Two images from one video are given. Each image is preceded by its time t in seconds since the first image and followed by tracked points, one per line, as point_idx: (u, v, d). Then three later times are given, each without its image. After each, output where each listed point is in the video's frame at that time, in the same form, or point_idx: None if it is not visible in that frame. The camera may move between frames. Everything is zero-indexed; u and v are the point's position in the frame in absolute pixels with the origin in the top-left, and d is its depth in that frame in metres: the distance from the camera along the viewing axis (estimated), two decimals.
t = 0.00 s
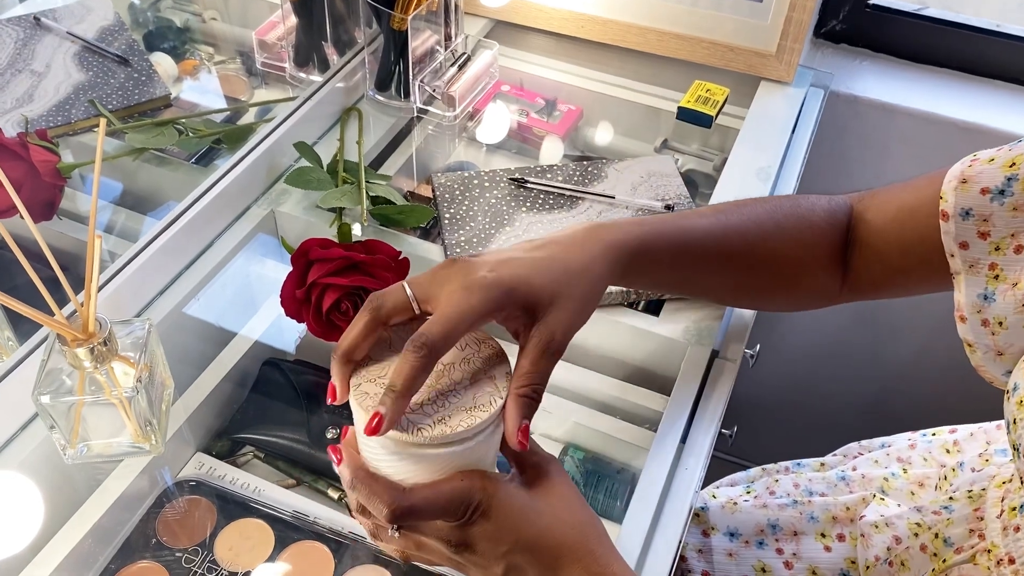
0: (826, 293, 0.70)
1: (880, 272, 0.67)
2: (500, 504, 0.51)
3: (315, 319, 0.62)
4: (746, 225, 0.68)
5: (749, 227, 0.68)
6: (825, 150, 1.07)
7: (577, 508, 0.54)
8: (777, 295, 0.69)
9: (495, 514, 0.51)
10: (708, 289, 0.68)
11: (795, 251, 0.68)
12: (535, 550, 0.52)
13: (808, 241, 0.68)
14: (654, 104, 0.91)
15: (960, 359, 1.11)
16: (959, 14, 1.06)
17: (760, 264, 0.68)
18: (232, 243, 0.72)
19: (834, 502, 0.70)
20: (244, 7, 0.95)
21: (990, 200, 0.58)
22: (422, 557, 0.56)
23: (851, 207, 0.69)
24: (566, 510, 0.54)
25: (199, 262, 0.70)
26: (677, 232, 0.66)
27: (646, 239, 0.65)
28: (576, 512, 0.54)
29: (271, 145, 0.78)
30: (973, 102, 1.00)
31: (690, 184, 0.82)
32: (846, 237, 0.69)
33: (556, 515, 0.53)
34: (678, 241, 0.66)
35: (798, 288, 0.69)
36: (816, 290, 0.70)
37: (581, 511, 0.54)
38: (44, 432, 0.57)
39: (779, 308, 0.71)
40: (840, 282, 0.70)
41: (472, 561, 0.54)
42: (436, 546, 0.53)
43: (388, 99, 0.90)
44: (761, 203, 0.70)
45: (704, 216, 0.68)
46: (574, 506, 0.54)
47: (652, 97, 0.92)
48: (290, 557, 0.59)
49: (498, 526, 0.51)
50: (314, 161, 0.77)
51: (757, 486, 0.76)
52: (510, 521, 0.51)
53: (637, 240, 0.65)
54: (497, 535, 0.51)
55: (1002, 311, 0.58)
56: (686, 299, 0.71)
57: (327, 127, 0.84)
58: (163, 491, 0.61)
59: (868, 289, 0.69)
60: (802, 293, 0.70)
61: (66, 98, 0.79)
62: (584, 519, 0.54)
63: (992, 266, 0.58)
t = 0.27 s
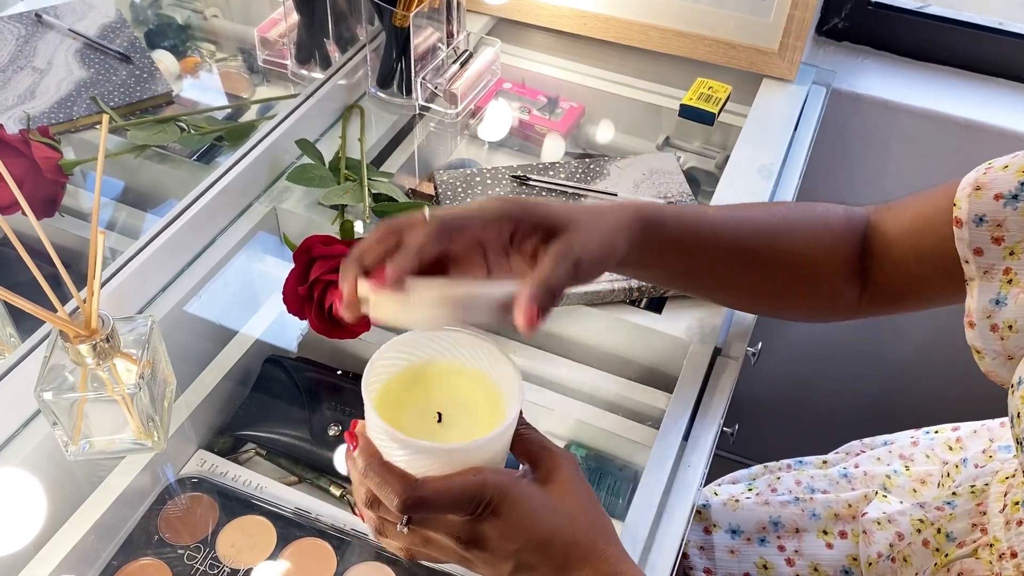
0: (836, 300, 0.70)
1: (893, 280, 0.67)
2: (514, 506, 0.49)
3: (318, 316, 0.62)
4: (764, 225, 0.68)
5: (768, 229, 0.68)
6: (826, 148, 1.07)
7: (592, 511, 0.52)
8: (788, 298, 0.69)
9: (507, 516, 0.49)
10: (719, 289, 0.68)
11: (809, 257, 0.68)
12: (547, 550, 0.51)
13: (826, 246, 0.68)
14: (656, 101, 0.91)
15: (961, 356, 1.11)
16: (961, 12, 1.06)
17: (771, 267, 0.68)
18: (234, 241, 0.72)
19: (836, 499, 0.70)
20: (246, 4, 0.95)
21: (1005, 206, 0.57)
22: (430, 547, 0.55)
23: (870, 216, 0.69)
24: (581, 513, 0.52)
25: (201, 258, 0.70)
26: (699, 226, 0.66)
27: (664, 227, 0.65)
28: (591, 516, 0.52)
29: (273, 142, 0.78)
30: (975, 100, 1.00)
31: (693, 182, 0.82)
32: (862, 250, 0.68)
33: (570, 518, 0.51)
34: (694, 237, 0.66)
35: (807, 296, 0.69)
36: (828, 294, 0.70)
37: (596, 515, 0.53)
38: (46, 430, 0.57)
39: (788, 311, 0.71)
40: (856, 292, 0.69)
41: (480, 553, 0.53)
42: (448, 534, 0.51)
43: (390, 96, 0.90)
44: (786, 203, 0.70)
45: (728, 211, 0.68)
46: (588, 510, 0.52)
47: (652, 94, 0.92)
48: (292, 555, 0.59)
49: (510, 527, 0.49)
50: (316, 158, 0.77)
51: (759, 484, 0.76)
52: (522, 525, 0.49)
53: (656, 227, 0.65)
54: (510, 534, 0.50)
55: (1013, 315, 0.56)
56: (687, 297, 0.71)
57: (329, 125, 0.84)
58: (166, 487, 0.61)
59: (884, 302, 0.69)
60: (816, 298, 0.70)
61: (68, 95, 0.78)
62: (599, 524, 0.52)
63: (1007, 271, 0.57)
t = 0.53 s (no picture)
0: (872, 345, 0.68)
1: (931, 323, 0.65)
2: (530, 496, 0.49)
3: (316, 314, 0.62)
4: (798, 257, 0.68)
5: (800, 262, 0.68)
6: (826, 146, 1.06)
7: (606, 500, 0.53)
8: (818, 336, 0.68)
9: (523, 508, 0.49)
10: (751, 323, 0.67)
11: (839, 295, 0.67)
12: (560, 544, 0.51)
13: (860, 286, 0.67)
14: (655, 100, 0.91)
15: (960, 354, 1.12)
16: (961, 10, 1.06)
17: (803, 301, 0.67)
18: (233, 239, 0.72)
19: (835, 496, 0.70)
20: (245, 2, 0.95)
21: None
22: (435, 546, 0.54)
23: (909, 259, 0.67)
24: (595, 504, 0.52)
25: (200, 255, 0.70)
26: (730, 252, 0.67)
27: (693, 246, 0.67)
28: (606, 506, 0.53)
29: (272, 140, 0.78)
30: (975, 98, 1.00)
31: (692, 180, 0.82)
32: (901, 293, 0.66)
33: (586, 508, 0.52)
34: (725, 259, 0.67)
35: (843, 339, 0.68)
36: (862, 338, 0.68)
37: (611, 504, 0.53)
38: (45, 426, 0.57)
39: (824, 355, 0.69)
40: (902, 337, 0.67)
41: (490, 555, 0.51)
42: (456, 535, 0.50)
43: (389, 95, 0.90)
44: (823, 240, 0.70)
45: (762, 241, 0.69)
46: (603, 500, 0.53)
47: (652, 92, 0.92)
48: (291, 552, 0.59)
49: (527, 521, 0.50)
50: (315, 156, 0.78)
51: (757, 481, 0.76)
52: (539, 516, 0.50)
53: (685, 246, 0.67)
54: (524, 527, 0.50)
55: None
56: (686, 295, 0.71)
57: (328, 122, 0.84)
58: (164, 485, 0.61)
59: (921, 345, 0.67)
60: (852, 341, 0.68)
61: (68, 93, 0.78)
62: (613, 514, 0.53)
63: None
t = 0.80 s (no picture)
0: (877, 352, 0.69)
1: (938, 325, 0.66)
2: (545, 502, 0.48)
3: (314, 314, 0.62)
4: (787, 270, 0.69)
5: (789, 275, 0.69)
6: (824, 147, 1.07)
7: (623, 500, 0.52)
8: (827, 346, 0.69)
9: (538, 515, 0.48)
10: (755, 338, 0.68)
11: (840, 301, 0.68)
12: (577, 547, 0.50)
13: (860, 292, 0.68)
14: (653, 100, 0.91)
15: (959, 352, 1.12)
16: (959, 11, 1.06)
17: (801, 313, 0.68)
18: (232, 239, 0.72)
19: (831, 495, 0.71)
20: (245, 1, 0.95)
21: None
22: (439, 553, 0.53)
23: (907, 261, 0.69)
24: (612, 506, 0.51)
25: (200, 255, 0.70)
26: (714, 273, 0.69)
27: (675, 276, 0.68)
28: (623, 507, 0.51)
29: (271, 140, 0.78)
30: (972, 99, 1.00)
31: (689, 180, 0.82)
32: (902, 296, 0.68)
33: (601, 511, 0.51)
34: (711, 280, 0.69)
35: (850, 349, 0.69)
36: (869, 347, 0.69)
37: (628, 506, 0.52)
38: (44, 425, 0.58)
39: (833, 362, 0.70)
40: (907, 340, 0.68)
41: (504, 560, 0.51)
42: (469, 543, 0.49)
43: (388, 95, 0.90)
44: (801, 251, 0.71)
45: (742, 261, 0.70)
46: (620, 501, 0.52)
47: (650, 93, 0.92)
48: (289, 551, 0.59)
49: (543, 528, 0.49)
50: (313, 156, 0.78)
51: (754, 480, 0.77)
52: (555, 520, 0.49)
53: (667, 276, 0.68)
54: (540, 534, 0.49)
55: None
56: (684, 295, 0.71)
57: (327, 122, 0.84)
58: (163, 484, 0.61)
59: (927, 347, 0.68)
60: (856, 349, 0.69)
61: (67, 92, 0.79)
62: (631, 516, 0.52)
63: None
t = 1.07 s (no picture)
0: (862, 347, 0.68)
1: (922, 313, 0.66)
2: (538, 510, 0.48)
3: (314, 312, 0.62)
4: (763, 276, 0.67)
5: (766, 281, 0.67)
6: (824, 145, 1.07)
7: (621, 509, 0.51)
8: (815, 348, 0.68)
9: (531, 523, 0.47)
10: (737, 350, 0.66)
11: (824, 298, 0.67)
12: (572, 555, 0.49)
13: (842, 287, 0.67)
14: (653, 98, 0.91)
15: (959, 351, 1.12)
16: (960, 10, 1.06)
17: (788, 318, 0.67)
18: (230, 236, 0.72)
19: (830, 494, 0.71)
20: None
21: None
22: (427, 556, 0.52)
23: (889, 251, 0.68)
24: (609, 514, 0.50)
25: (198, 252, 0.70)
26: (683, 293, 0.67)
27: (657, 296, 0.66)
28: (621, 515, 0.51)
29: (270, 136, 0.78)
30: (973, 98, 1.00)
31: (689, 178, 0.82)
32: (886, 286, 0.67)
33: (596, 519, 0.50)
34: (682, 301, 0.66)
35: (836, 348, 0.68)
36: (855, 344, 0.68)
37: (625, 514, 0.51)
38: (43, 422, 0.58)
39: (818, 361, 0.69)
40: (891, 331, 0.68)
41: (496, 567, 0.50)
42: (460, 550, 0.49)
43: (388, 92, 0.90)
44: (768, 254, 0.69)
45: (720, 273, 0.68)
46: (617, 509, 0.51)
47: (651, 91, 0.92)
48: (288, 548, 0.59)
49: (536, 537, 0.48)
50: (313, 154, 0.77)
51: (754, 479, 0.76)
52: (549, 529, 0.48)
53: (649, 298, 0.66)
54: (534, 541, 0.48)
55: None
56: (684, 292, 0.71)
57: (326, 119, 0.85)
58: (162, 482, 0.61)
59: (914, 336, 0.67)
60: (843, 345, 0.68)
61: (66, 89, 0.78)
62: (629, 524, 0.51)
63: None
